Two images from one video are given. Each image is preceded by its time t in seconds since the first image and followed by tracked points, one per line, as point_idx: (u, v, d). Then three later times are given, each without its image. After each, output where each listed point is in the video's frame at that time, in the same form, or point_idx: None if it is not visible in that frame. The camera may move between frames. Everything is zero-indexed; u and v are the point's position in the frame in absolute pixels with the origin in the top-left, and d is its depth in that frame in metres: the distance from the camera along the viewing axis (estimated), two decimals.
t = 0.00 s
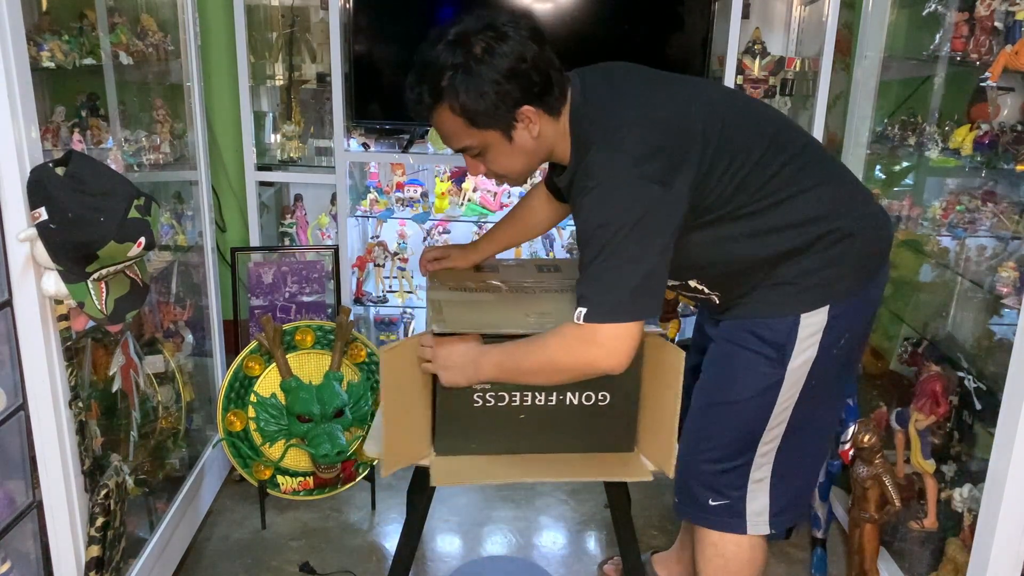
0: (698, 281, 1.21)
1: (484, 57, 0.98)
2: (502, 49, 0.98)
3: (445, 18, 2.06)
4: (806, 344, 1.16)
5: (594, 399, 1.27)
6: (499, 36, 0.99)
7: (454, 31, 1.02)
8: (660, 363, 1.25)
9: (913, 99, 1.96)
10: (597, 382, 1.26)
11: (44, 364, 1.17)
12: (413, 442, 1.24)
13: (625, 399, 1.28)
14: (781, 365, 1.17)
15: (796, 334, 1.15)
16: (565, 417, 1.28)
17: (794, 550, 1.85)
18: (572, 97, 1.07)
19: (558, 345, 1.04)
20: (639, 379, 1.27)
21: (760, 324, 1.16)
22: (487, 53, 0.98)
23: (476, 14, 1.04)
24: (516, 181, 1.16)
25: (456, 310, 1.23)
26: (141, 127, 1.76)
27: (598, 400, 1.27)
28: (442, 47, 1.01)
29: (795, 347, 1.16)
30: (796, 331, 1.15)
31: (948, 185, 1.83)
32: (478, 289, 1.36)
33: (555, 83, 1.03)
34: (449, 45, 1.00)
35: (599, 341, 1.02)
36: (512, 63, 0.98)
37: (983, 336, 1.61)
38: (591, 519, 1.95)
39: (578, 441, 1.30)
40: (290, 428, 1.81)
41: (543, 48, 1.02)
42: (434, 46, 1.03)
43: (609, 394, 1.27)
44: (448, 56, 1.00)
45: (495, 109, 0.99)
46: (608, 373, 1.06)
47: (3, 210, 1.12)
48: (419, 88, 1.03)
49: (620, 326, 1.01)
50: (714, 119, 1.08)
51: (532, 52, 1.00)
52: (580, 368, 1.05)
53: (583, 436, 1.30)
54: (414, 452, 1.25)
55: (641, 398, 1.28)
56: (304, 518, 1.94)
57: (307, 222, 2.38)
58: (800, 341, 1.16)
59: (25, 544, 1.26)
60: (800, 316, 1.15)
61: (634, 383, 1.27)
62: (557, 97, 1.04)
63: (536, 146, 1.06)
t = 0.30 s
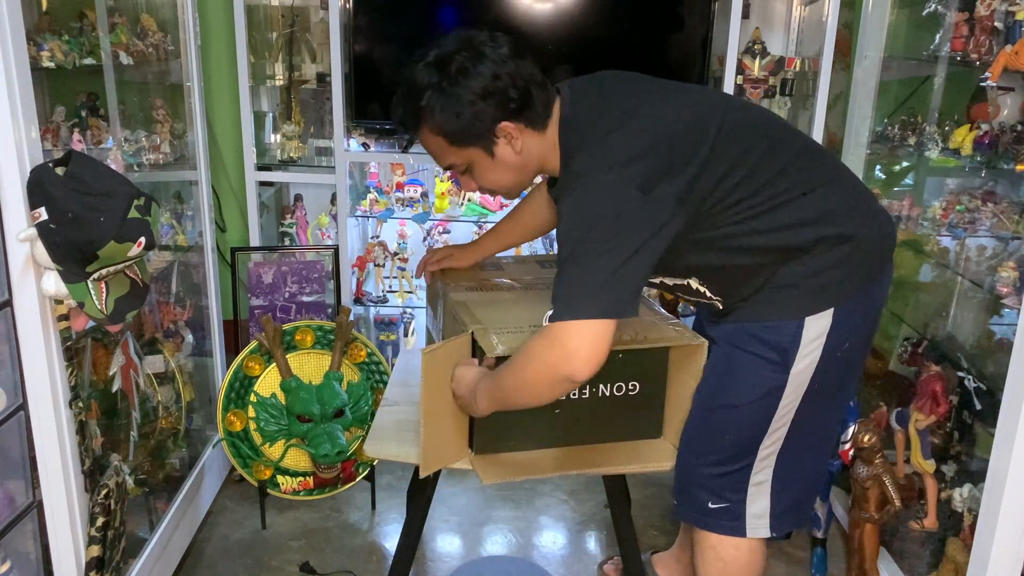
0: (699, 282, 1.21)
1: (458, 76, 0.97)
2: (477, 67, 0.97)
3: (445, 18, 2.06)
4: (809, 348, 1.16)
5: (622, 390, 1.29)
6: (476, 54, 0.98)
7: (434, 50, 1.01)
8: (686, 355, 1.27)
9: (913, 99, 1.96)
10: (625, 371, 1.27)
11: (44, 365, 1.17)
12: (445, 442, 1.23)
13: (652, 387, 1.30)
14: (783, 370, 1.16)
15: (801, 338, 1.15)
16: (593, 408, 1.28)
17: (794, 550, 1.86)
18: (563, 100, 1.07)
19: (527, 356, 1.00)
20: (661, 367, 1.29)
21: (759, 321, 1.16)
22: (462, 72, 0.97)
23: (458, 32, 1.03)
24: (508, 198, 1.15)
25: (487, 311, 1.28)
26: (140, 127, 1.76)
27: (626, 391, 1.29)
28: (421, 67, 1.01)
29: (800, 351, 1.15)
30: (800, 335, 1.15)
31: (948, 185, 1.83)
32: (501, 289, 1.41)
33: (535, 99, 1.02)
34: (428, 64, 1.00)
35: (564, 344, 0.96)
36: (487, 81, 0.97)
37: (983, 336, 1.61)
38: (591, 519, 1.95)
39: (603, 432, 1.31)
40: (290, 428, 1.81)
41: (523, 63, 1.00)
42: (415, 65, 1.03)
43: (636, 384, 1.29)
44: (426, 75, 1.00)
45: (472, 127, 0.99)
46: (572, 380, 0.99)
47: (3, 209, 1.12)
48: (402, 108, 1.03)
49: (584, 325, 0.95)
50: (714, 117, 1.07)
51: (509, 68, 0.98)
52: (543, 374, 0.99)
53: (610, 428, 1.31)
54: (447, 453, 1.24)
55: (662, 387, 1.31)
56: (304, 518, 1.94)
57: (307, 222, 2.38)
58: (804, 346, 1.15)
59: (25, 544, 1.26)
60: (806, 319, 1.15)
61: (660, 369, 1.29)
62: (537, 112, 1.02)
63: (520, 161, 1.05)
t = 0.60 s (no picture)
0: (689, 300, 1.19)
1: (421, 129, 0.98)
2: (441, 117, 0.98)
3: (445, 18, 2.06)
4: (797, 365, 1.15)
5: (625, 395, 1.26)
6: (439, 103, 0.99)
7: (399, 101, 1.02)
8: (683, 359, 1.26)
9: (913, 99, 1.96)
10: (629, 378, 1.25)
11: (43, 365, 1.17)
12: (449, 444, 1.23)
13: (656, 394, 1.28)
14: (770, 387, 1.16)
15: (788, 355, 1.14)
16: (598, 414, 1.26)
17: (794, 551, 1.85)
18: (536, 130, 1.07)
19: (522, 393, 1.02)
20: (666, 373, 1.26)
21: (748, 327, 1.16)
22: (425, 123, 0.98)
23: (423, 79, 1.04)
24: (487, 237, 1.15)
25: (483, 311, 1.28)
26: (141, 126, 1.76)
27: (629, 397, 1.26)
28: (386, 119, 1.02)
29: (787, 368, 1.15)
30: (787, 352, 1.14)
31: (948, 185, 1.83)
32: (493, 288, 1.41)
33: (503, 142, 1.01)
34: (392, 116, 1.01)
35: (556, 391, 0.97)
36: (450, 131, 0.98)
37: (983, 336, 1.61)
38: (591, 519, 1.95)
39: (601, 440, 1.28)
40: (290, 428, 1.81)
41: (488, 108, 1.00)
42: (381, 115, 1.04)
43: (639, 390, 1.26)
44: (390, 127, 1.01)
45: (439, 180, 1.00)
46: (564, 426, 1.00)
47: (3, 209, 1.11)
48: (370, 159, 1.05)
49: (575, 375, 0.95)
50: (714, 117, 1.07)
51: (473, 116, 0.99)
52: (537, 415, 1.01)
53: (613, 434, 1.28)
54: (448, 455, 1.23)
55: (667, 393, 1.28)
56: (304, 518, 1.94)
57: (307, 222, 2.37)
58: (792, 362, 1.15)
59: (25, 544, 1.26)
60: (794, 335, 1.14)
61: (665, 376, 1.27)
62: (507, 155, 1.02)
63: (493, 206, 1.05)
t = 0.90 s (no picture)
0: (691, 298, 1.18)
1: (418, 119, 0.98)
2: (437, 107, 0.99)
3: (445, 18, 2.05)
4: (796, 359, 1.15)
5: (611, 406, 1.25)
6: (435, 93, 0.99)
7: (392, 92, 1.03)
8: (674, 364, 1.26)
9: (913, 99, 1.97)
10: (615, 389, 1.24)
11: (44, 364, 1.17)
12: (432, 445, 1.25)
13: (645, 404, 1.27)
14: (771, 382, 1.16)
15: (788, 348, 1.14)
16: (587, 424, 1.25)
17: (794, 551, 1.85)
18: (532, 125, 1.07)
19: (620, 390, 1.00)
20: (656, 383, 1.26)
21: (744, 324, 1.14)
22: (421, 113, 0.99)
23: (415, 71, 1.05)
24: (483, 234, 1.15)
25: (473, 312, 1.29)
26: (141, 126, 1.76)
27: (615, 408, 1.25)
28: (379, 111, 1.02)
29: (788, 361, 1.15)
30: (788, 345, 1.13)
31: (948, 185, 1.83)
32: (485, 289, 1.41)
33: (500, 131, 1.02)
34: (386, 108, 1.02)
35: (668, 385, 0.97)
36: (447, 119, 0.98)
37: (983, 336, 1.61)
38: (590, 519, 1.95)
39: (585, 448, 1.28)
40: (290, 428, 1.81)
41: (483, 97, 1.01)
42: (374, 108, 1.04)
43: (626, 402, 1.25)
44: (385, 119, 1.01)
45: (437, 170, 1.00)
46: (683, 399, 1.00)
47: (3, 209, 1.11)
48: (364, 153, 1.05)
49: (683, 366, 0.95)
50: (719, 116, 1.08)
51: (469, 104, 0.99)
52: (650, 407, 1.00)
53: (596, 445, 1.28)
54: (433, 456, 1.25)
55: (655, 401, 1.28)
56: (304, 518, 1.94)
57: (307, 222, 2.37)
58: (792, 356, 1.15)
59: (24, 545, 1.26)
60: (792, 328, 1.13)
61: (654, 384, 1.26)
62: (505, 144, 1.02)
63: (491, 197, 1.05)
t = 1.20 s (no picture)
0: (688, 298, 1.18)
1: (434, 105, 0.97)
2: (453, 92, 0.98)
3: (445, 18, 2.05)
4: (798, 356, 1.15)
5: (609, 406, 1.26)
6: (450, 79, 0.99)
7: (406, 79, 1.02)
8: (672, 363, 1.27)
9: (913, 99, 1.96)
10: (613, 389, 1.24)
11: (43, 364, 1.17)
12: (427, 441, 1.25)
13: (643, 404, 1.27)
14: (773, 376, 1.16)
15: (790, 345, 1.14)
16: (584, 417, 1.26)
17: (794, 551, 1.85)
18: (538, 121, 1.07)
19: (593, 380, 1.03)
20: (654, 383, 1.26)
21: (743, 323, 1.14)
22: (438, 99, 0.98)
23: (428, 58, 1.04)
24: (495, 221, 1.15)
25: (474, 312, 1.29)
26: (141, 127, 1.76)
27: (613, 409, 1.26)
28: (394, 98, 1.01)
29: (788, 358, 1.15)
30: (789, 341, 1.14)
31: (948, 185, 1.83)
32: (484, 289, 1.41)
33: (514, 117, 1.01)
34: (401, 95, 1.01)
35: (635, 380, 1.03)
36: (464, 105, 0.98)
37: (983, 336, 1.61)
38: (590, 519, 1.95)
39: (581, 447, 1.29)
40: (290, 428, 1.81)
41: (498, 83, 1.01)
42: (387, 95, 1.03)
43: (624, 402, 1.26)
44: (400, 106, 1.00)
45: (453, 157, 0.99)
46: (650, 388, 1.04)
47: (3, 209, 1.12)
48: (378, 140, 1.04)
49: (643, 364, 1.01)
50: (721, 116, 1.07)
51: (484, 90, 0.99)
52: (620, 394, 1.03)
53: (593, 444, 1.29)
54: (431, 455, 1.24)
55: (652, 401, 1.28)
56: (304, 518, 1.94)
57: (307, 222, 2.37)
58: (793, 352, 1.15)
59: (25, 544, 1.26)
60: (794, 325, 1.14)
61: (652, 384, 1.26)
62: (516, 132, 1.02)
63: (505, 182, 1.05)
